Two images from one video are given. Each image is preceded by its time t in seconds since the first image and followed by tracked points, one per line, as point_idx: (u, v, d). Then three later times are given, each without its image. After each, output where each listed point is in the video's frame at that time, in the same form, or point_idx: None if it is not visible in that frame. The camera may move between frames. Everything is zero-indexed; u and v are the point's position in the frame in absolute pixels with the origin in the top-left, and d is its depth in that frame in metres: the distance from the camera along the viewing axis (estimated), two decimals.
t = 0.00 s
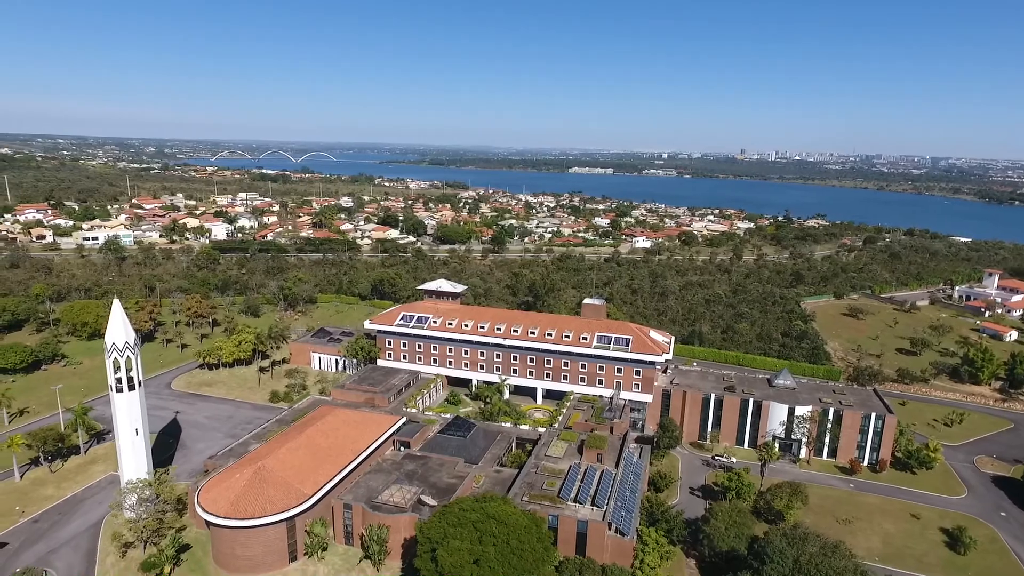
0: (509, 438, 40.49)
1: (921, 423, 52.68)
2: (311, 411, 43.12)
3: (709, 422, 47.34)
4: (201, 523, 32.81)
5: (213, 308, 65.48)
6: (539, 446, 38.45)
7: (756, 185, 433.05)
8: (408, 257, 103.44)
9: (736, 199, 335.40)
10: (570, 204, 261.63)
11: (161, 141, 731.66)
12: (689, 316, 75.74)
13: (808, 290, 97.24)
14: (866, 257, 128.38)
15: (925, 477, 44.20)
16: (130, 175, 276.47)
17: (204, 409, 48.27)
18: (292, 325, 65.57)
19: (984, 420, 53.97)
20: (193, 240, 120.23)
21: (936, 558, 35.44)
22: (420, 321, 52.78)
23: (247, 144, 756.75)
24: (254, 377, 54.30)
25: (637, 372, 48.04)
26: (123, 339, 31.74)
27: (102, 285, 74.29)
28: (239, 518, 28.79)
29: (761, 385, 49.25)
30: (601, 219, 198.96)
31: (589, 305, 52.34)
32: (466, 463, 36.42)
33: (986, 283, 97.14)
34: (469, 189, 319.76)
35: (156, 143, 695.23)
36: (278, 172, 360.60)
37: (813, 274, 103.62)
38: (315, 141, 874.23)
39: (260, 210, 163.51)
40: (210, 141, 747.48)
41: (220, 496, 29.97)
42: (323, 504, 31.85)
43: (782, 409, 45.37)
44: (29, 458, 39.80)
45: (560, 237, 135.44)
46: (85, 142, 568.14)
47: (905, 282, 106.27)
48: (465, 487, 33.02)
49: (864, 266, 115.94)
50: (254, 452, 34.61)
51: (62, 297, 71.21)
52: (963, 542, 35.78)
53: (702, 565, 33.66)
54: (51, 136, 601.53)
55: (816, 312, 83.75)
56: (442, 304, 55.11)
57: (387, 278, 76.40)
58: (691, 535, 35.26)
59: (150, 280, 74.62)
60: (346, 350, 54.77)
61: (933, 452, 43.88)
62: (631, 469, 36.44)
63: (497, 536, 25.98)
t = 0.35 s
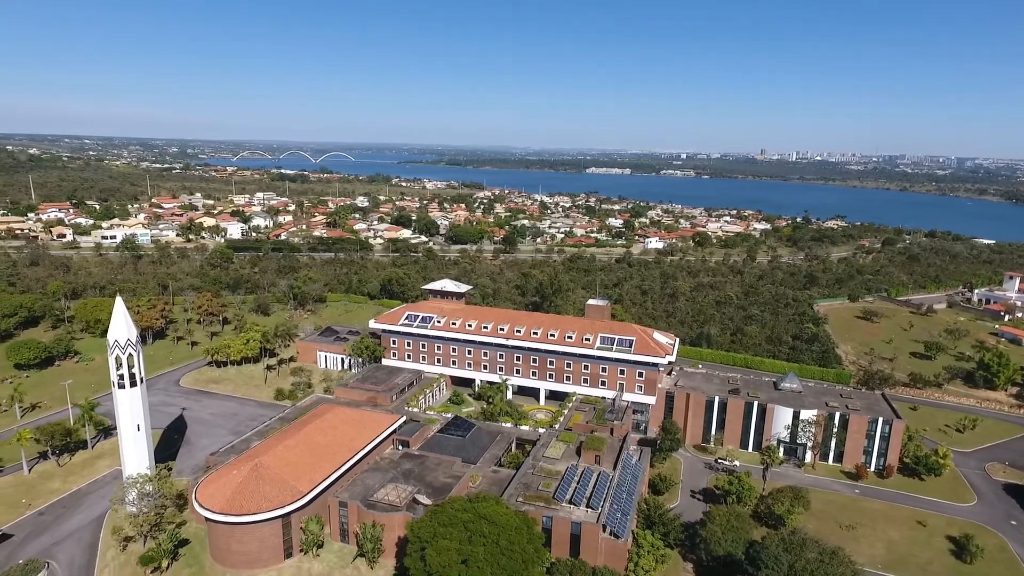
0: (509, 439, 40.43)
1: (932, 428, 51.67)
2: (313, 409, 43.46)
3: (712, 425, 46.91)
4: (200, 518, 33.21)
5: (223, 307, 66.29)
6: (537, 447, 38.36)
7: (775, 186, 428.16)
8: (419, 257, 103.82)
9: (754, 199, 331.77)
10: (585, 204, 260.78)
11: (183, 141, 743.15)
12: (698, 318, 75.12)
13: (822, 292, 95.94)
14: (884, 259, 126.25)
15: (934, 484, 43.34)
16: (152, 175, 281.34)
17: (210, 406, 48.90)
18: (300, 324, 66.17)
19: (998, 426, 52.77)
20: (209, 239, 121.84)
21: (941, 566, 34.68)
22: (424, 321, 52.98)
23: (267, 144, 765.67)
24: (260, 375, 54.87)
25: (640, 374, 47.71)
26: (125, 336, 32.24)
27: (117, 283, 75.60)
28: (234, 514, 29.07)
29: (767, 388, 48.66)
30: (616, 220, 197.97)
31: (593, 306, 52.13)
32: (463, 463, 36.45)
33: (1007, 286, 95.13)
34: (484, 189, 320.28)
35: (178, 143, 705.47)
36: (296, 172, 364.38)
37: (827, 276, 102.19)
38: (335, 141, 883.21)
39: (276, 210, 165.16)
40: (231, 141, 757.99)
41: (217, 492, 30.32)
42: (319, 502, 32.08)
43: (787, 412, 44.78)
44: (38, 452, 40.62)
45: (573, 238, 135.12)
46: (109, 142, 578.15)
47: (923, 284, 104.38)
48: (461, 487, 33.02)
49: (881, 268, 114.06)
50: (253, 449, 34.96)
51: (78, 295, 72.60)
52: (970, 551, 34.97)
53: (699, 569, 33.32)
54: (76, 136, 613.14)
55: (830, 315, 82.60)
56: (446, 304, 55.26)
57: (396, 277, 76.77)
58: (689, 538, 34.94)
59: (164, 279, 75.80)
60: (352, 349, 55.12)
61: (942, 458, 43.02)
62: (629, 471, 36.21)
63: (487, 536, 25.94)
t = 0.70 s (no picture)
0: (510, 440, 40.39)
1: (945, 434, 50.58)
2: (317, 407, 43.82)
3: (718, 428, 46.40)
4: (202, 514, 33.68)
5: (236, 305, 67.19)
6: (538, 448, 38.31)
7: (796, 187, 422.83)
8: (432, 256, 104.25)
9: (774, 201, 327.81)
10: (602, 205, 259.83)
11: (208, 141, 757.56)
12: (709, 320, 74.42)
13: (839, 295, 94.48)
14: (905, 261, 123.90)
15: (945, 492, 42.40)
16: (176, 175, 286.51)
17: (219, 402, 49.60)
18: (311, 323, 66.79)
19: (1015, 433, 51.47)
20: (226, 238, 123.58)
21: None
22: (430, 321, 53.21)
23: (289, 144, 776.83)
24: (270, 373, 55.49)
25: (645, 376, 47.40)
26: (130, 334, 32.79)
27: (133, 281, 77.02)
28: (233, 510, 29.50)
29: (774, 391, 48.04)
30: (632, 221, 196.76)
31: (599, 307, 51.91)
32: (463, 463, 36.48)
33: None
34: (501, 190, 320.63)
35: (202, 144, 717.31)
36: (316, 172, 368.84)
37: (845, 278, 100.63)
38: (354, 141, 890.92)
39: (294, 210, 167.04)
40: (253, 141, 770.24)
41: (217, 488, 30.79)
42: (317, 499, 32.38)
43: (793, 416, 44.15)
44: (50, 446, 41.51)
45: (587, 239, 134.72)
46: (136, 143, 590.09)
47: (943, 288, 102.28)
48: (458, 487, 33.07)
49: (901, 270, 111.97)
50: (255, 446, 35.42)
51: (95, 292, 74.05)
52: (978, 561, 34.13)
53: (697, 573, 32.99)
54: (105, 137, 626.91)
55: (845, 318, 81.31)
56: (452, 304, 55.45)
57: (406, 277, 77.15)
58: (688, 541, 34.61)
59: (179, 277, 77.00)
60: (359, 348, 55.50)
61: (954, 465, 42.07)
62: (629, 473, 35.98)
63: (479, 536, 25.97)
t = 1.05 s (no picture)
0: (513, 440, 40.40)
1: (962, 441, 49.40)
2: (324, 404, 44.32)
3: (726, 432, 45.92)
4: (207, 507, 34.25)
5: (251, 303, 68.21)
6: (540, 449, 38.25)
7: (821, 188, 416.53)
8: (447, 256, 104.70)
9: (798, 202, 322.98)
10: (621, 205, 258.56)
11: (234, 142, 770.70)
12: (723, 322, 73.60)
13: (858, 297, 92.78)
14: (929, 264, 121.18)
15: (959, 500, 41.32)
16: (200, 175, 291.66)
17: (230, 399, 50.40)
18: (323, 322, 67.52)
19: None
20: (246, 238, 125.47)
21: None
22: (439, 320, 53.49)
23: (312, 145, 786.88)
24: (281, 370, 56.23)
25: (652, 378, 47.05)
26: (138, 330, 33.46)
27: (153, 278, 78.61)
28: (233, 504, 29.94)
29: (784, 395, 47.35)
30: (651, 221, 195.46)
31: (606, 308, 51.68)
32: (464, 462, 36.61)
33: None
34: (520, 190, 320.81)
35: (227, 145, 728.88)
36: (337, 172, 372.84)
37: (865, 281, 98.81)
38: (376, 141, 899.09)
39: (313, 210, 169.00)
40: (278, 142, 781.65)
41: (219, 483, 31.28)
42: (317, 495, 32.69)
43: (802, 420, 43.51)
44: (65, 439, 42.59)
45: (603, 239, 134.13)
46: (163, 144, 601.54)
47: (968, 292, 99.86)
48: (457, 486, 33.18)
49: (924, 273, 109.57)
50: (259, 442, 35.91)
51: (116, 289, 75.74)
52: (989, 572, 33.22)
53: None
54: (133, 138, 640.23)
55: (864, 321, 79.86)
56: (461, 304, 55.65)
57: (419, 276, 77.61)
58: (689, 545, 34.20)
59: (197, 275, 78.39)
60: (368, 346, 55.95)
61: (968, 472, 41.07)
62: (630, 476, 35.76)
63: (472, 535, 26.00)
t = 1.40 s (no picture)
0: (519, 440, 40.42)
1: (983, 449, 48.02)
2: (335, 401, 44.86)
3: (737, 436, 45.33)
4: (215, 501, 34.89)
5: (268, 301, 69.28)
6: (544, 449, 38.16)
7: (850, 189, 408.56)
8: (465, 256, 105.07)
9: (826, 203, 317.01)
10: (643, 206, 256.70)
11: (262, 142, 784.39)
12: (740, 325, 72.62)
13: (882, 301, 90.77)
14: (959, 267, 117.94)
15: (977, 510, 40.17)
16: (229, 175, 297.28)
17: (244, 395, 51.29)
18: (339, 320, 68.30)
19: None
20: (269, 236, 127.43)
21: None
22: (450, 320, 53.77)
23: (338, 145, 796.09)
24: (295, 367, 57.04)
25: (661, 380, 46.63)
26: (150, 326, 34.34)
27: (176, 276, 80.34)
28: (238, 498, 30.48)
29: (797, 399, 46.58)
30: (673, 223, 193.65)
31: (617, 309, 51.41)
32: (469, 461, 36.74)
33: None
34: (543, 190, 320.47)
35: (256, 145, 740.47)
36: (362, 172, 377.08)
37: (890, 284, 96.61)
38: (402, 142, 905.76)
39: (335, 209, 170.92)
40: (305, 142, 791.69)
41: (225, 477, 31.88)
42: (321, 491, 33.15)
43: (815, 425, 42.76)
44: (84, 432, 43.77)
45: (622, 240, 133.22)
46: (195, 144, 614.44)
47: (998, 296, 97.01)
48: (460, 485, 33.30)
49: (953, 277, 106.68)
50: (267, 437, 36.49)
51: (140, 286, 77.57)
52: None
53: None
54: (166, 139, 654.96)
55: (887, 325, 78.11)
56: (472, 304, 55.87)
57: (435, 276, 78.03)
58: (692, 550, 33.86)
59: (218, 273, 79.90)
60: (380, 345, 56.43)
61: (986, 482, 39.91)
62: (634, 478, 35.48)
63: (468, 534, 26.10)
